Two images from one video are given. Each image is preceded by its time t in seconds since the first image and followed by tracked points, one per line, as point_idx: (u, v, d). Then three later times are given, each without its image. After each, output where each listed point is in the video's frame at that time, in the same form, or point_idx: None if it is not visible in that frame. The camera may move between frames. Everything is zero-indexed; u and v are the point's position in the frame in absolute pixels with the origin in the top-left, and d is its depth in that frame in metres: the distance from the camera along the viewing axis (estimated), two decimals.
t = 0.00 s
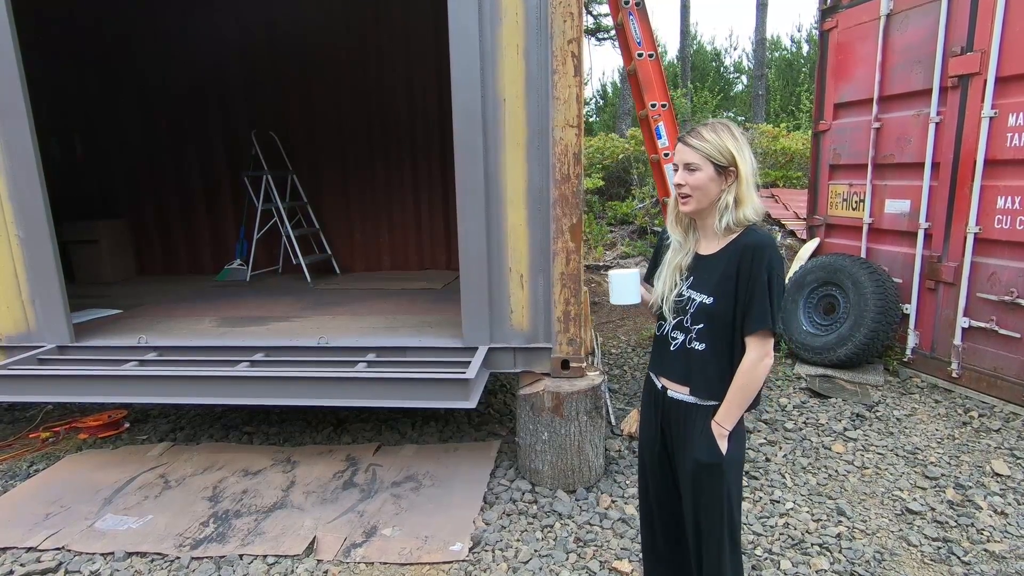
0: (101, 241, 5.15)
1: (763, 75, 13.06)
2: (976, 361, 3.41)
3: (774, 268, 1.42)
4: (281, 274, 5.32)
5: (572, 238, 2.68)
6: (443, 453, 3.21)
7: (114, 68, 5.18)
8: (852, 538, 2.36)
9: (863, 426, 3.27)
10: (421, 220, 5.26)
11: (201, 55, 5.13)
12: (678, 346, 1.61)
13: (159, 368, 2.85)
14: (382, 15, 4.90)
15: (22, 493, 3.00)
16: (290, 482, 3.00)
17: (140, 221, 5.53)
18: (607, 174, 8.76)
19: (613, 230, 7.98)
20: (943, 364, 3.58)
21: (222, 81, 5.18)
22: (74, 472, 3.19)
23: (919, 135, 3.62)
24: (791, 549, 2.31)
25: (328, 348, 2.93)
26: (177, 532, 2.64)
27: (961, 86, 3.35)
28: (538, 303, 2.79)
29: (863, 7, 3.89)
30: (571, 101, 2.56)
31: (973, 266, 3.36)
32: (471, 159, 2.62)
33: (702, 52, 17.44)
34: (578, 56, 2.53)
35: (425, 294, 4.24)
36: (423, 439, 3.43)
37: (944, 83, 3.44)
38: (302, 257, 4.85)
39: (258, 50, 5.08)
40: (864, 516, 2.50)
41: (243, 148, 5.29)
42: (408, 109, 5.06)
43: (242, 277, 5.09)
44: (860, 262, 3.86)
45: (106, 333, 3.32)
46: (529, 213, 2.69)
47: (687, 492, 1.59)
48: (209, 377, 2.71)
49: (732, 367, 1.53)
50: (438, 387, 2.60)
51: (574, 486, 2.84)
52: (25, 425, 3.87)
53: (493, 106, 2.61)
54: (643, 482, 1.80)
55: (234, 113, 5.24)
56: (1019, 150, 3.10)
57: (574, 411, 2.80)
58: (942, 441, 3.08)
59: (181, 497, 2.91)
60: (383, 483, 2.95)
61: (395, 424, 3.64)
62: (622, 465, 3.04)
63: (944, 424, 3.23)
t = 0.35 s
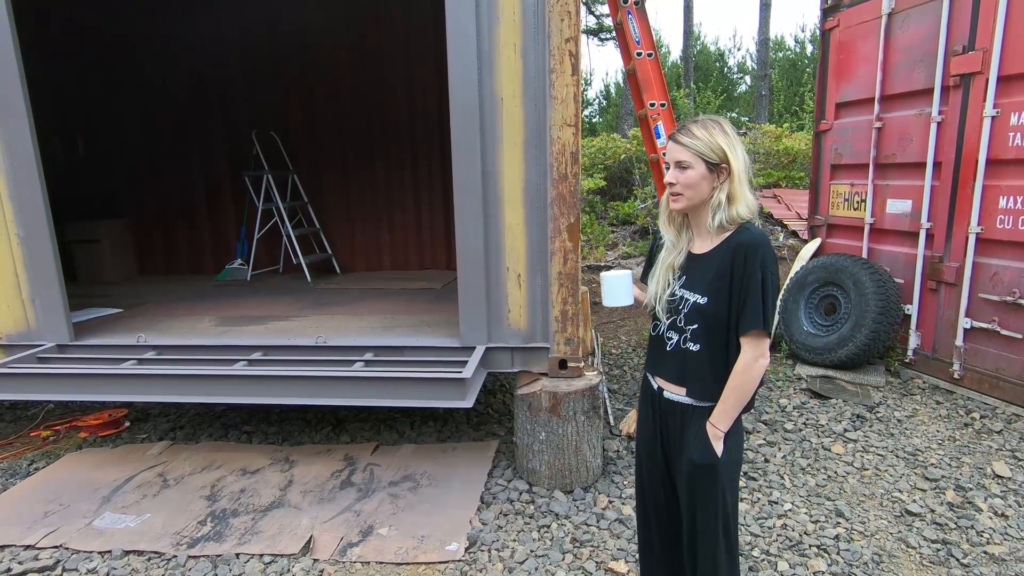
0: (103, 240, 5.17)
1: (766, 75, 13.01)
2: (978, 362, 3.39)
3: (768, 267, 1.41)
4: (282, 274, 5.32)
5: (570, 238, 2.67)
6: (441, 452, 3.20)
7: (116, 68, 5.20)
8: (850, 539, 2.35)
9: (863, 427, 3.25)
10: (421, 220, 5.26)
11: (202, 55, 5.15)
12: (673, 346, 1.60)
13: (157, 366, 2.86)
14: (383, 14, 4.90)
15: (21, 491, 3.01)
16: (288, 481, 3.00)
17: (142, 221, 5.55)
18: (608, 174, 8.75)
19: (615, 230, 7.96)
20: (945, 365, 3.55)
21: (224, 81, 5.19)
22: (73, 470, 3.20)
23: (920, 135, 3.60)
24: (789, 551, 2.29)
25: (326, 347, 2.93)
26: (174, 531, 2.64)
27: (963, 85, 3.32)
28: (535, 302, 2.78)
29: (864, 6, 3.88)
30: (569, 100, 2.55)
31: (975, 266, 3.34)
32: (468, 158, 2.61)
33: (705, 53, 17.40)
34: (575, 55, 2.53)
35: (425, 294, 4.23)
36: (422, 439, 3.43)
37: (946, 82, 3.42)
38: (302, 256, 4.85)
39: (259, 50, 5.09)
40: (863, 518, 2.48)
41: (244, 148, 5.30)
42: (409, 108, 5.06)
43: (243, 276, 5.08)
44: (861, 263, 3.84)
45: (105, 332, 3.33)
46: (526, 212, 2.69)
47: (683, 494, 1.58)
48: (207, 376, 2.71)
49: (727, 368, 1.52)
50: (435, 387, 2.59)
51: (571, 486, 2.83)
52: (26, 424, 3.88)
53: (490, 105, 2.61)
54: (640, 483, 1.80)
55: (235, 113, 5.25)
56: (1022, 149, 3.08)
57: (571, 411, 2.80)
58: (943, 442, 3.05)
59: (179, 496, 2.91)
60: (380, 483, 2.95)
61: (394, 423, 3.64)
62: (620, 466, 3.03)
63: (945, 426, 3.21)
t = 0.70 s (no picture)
0: (104, 241, 5.17)
1: (768, 74, 12.98)
2: (980, 361, 3.36)
3: (766, 267, 1.40)
4: (282, 274, 5.32)
5: (569, 238, 2.67)
6: (440, 453, 3.19)
7: (116, 69, 5.20)
8: (851, 541, 2.33)
9: (864, 427, 3.23)
10: (421, 219, 5.25)
11: (202, 55, 5.14)
12: (668, 347, 1.59)
13: (155, 367, 2.85)
14: (382, 14, 4.89)
15: (20, 492, 3.01)
16: (287, 482, 3.00)
17: (142, 221, 5.55)
18: (609, 173, 8.73)
19: (616, 230, 7.94)
20: (948, 365, 3.53)
21: (223, 82, 5.19)
22: (72, 471, 3.19)
23: (922, 133, 3.57)
24: (789, 553, 2.28)
25: (324, 348, 2.92)
26: (172, 532, 2.63)
27: (965, 83, 3.30)
28: (534, 302, 2.76)
29: (865, 4, 3.85)
30: (567, 99, 2.55)
31: (977, 266, 3.32)
32: (466, 158, 2.60)
33: (707, 52, 17.35)
34: (574, 54, 2.53)
35: (424, 294, 4.22)
36: (421, 440, 3.42)
37: (948, 80, 3.39)
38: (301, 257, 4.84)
39: (258, 50, 5.08)
40: (865, 519, 2.47)
41: (243, 148, 5.30)
42: (408, 108, 5.05)
43: (243, 277, 5.07)
44: (862, 262, 3.82)
45: (104, 332, 3.32)
46: (525, 213, 2.67)
47: (680, 495, 1.57)
48: (205, 377, 2.70)
49: (724, 370, 1.51)
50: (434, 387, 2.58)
51: (570, 487, 2.82)
52: (27, 424, 3.88)
53: (488, 104, 2.60)
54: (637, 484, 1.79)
55: (235, 113, 5.24)
56: None
57: (570, 412, 2.78)
58: (945, 443, 3.03)
59: (178, 497, 2.91)
60: (379, 483, 2.94)
61: (393, 424, 3.63)
62: (620, 466, 3.02)
63: (947, 426, 3.19)
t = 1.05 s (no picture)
0: (102, 242, 5.15)
1: (767, 73, 12.96)
2: (981, 361, 3.35)
3: (763, 269, 1.38)
4: (280, 275, 5.30)
5: (568, 238, 2.65)
6: (439, 454, 3.18)
7: (113, 70, 5.18)
8: (852, 543, 2.32)
9: (865, 428, 3.22)
10: (420, 220, 5.23)
11: (199, 56, 5.13)
12: (664, 348, 1.57)
13: (152, 369, 2.84)
14: (380, 14, 4.87)
15: (17, 494, 3.00)
16: (285, 484, 2.98)
17: (140, 222, 5.54)
18: (609, 173, 8.72)
19: (615, 230, 7.93)
20: (948, 365, 3.52)
21: (221, 82, 5.18)
22: (70, 473, 3.18)
23: (922, 133, 3.56)
24: (789, 554, 2.27)
25: (322, 349, 2.91)
26: (170, 535, 2.62)
27: (965, 82, 3.29)
28: (533, 303, 2.75)
29: (865, 3, 3.84)
30: (565, 99, 2.53)
31: (977, 265, 3.31)
32: (465, 158, 2.59)
33: (706, 51, 17.35)
34: (572, 53, 2.51)
35: (423, 295, 4.21)
36: (420, 441, 3.41)
37: (948, 79, 3.38)
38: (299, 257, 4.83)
39: (256, 50, 5.07)
40: (865, 520, 2.45)
41: (241, 149, 5.28)
42: (407, 108, 5.04)
43: (242, 277, 5.10)
44: (861, 262, 3.81)
45: (101, 334, 3.31)
46: (523, 213, 2.66)
47: (675, 498, 1.56)
48: (202, 379, 2.69)
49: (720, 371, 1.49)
50: (432, 389, 2.57)
51: (569, 489, 2.81)
52: (25, 426, 3.87)
53: (487, 104, 2.58)
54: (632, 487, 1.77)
55: (233, 113, 5.23)
56: None
57: (569, 413, 2.77)
58: (946, 443, 3.02)
59: (175, 499, 2.89)
60: (378, 485, 2.93)
61: (392, 425, 3.62)
62: (619, 467, 3.00)
63: (947, 426, 3.18)
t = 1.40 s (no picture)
0: (95, 244, 5.09)
1: (763, 74, 12.97)
2: (979, 363, 3.34)
3: (760, 271, 1.36)
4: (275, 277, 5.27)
5: (564, 240, 2.62)
6: (435, 458, 3.15)
7: (107, 71, 5.15)
8: (851, 547, 2.30)
9: (863, 430, 3.20)
10: (416, 222, 5.21)
11: (193, 57, 5.10)
12: (662, 353, 1.55)
13: (144, 373, 2.80)
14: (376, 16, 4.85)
15: (7, 500, 2.96)
16: (279, 489, 2.95)
17: (135, 224, 5.49)
18: (606, 174, 8.72)
19: (613, 231, 7.91)
20: (946, 366, 3.50)
21: (216, 84, 5.15)
22: (62, 479, 3.14)
23: (920, 133, 3.55)
24: (788, 559, 2.25)
25: (317, 353, 2.88)
26: (162, 542, 2.59)
27: (962, 83, 3.28)
28: (530, 305, 2.73)
29: (862, 4, 3.83)
30: (562, 100, 2.51)
31: (975, 266, 3.30)
32: (461, 160, 2.56)
33: (702, 53, 17.36)
34: (568, 53, 2.47)
35: (419, 297, 4.18)
36: (416, 445, 3.38)
37: (945, 80, 3.37)
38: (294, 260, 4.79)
39: (251, 52, 5.04)
40: (865, 524, 2.44)
41: (236, 150, 5.25)
42: (403, 109, 5.01)
43: (236, 279, 5.06)
44: (858, 263, 3.80)
45: (93, 338, 3.27)
46: (520, 215, 2.64)
47: (672, 505, 1.53)
48: (195, 383, 2.66)
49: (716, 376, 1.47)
50: (428, 393, 2.54)
51: (566, 493, 2.78)
52: (16, 431, 3.83)
53: (483, 105, 2.56)
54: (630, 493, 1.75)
55: (227, 114, 5.20)
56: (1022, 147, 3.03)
57: (566, 417, 2.75)
58: (945, 445, 3.01)
59: (168, 505, 2.86)
60: (373, 490, 2.90)
61: (388, 429, 3.59)
62: (616, 471, 2.98)
63: (946, 428, 3.16)
